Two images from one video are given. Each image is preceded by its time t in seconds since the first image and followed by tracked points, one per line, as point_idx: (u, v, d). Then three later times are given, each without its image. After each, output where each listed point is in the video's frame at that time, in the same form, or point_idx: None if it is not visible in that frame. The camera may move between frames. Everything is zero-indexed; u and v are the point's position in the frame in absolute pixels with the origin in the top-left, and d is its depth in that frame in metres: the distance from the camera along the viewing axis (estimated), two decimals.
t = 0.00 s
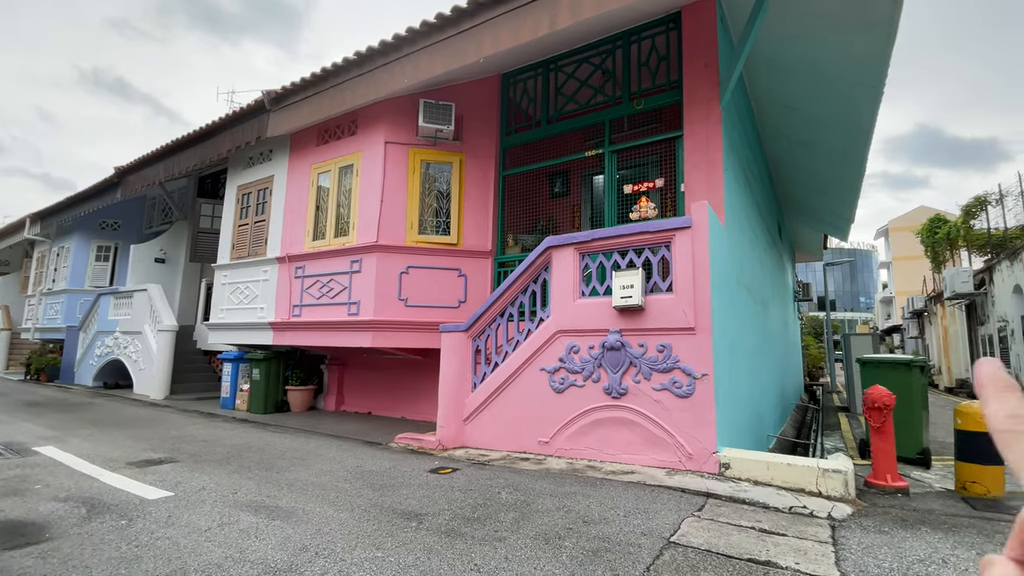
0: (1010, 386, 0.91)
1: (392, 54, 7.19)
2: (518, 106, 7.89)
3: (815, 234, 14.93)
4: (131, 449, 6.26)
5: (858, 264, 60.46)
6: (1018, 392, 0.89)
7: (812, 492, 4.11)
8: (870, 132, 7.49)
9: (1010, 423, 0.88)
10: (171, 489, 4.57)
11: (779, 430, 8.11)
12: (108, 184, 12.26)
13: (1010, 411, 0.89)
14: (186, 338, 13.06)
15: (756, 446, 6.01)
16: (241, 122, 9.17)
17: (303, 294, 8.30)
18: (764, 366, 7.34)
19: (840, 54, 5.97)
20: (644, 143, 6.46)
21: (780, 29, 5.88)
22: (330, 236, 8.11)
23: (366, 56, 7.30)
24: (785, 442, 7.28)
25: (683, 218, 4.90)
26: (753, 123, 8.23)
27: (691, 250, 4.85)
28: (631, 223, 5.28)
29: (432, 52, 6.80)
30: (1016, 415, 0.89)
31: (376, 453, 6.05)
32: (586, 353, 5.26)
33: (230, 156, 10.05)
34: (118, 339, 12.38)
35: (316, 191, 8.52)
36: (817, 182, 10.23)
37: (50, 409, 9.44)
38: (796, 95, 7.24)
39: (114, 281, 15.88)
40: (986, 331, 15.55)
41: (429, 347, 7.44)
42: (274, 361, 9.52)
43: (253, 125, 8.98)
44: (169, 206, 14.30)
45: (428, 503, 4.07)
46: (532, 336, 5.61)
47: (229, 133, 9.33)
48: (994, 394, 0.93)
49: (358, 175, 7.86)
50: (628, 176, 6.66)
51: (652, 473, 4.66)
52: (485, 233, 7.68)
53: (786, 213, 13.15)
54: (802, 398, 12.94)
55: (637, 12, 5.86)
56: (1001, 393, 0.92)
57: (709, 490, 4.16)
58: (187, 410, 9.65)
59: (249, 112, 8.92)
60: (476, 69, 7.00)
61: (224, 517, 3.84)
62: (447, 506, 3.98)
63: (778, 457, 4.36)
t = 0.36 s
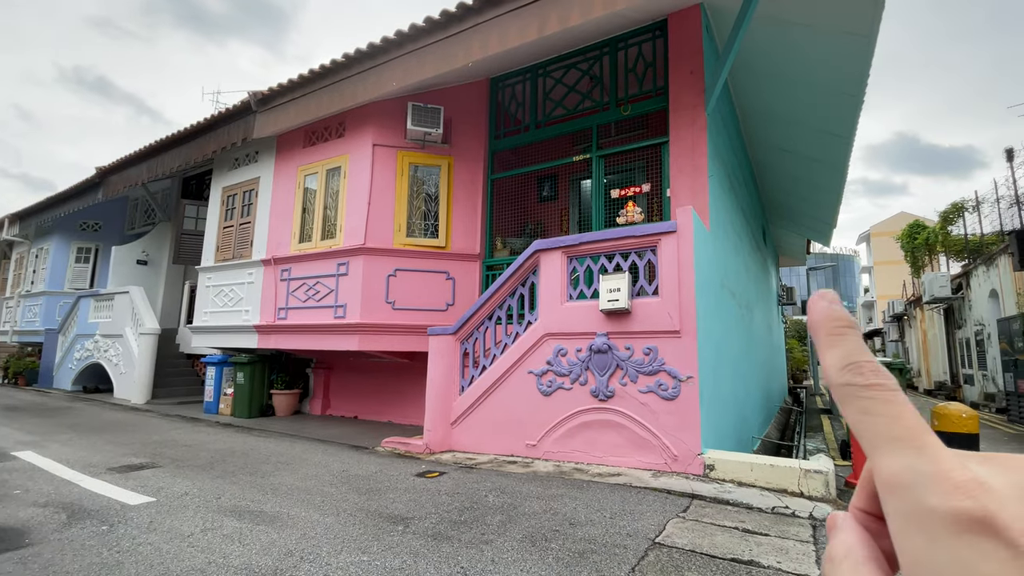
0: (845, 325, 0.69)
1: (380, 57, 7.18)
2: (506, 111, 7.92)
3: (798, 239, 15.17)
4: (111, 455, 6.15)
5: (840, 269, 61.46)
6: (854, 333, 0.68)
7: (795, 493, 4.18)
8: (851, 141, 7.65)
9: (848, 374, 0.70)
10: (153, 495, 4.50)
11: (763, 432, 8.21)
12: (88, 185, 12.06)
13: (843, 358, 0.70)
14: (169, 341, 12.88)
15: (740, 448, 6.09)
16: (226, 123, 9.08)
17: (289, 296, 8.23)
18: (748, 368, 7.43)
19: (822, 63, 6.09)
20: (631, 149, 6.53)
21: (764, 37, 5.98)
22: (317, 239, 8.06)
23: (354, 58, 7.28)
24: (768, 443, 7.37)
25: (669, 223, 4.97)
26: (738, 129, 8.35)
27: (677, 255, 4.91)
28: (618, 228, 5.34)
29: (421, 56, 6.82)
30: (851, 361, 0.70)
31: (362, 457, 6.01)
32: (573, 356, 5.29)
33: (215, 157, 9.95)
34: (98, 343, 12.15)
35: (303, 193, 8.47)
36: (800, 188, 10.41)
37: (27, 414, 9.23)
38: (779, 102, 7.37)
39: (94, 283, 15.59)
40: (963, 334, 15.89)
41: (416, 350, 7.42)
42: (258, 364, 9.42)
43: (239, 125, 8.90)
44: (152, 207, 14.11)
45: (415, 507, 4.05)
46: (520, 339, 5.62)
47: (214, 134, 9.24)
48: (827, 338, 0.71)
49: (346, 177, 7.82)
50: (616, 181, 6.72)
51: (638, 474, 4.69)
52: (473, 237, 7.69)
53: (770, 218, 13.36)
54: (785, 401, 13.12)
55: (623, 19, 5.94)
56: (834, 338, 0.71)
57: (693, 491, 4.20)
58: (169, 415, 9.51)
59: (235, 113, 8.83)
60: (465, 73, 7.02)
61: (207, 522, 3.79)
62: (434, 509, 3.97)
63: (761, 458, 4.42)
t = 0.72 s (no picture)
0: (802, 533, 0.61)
1: (371, 60, 7.16)
2: (498, 114, 7.94)
3: (785, 243, 15.34)
4: (95, 461, 6.06)
5: (827, 272, 62.17)
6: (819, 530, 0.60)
7: (783, 494, 4.22)
8: (838, 147, 7.75)
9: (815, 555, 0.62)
10: (137, 501, 4.43)
11: (752, 434, 8.27)
12: (73, 186, 11.88)
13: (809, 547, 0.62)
14: (155, 345, 12.71)
15: (730, 450, 6.12)
16: (215, 124, 9.01)
17: (278, 300, 8.17)
18: (737, 371, 7.49)
19: (809, 70, 6.18)
20: (622, 153, 6.57)
21: (752, 43, 6.05)
22: (306, 241, 8.01)
23: (344, 60, 7.25)
24: (757, 446, 7.43)
25: (659, 226, 5.00)
26: (727, 134, 8.43)
27: (667, 258, 4.94)
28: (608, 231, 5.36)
29: (411, 59, 6.82)
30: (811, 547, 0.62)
31: (352, 462, 5.97)
32: (564, 359, 5.30)
33: (203, 159, 9.86)
34: (82, 346, 11.96)
35: (293, 195, 8.41)
36: (789, 193, 10.52)
37: (8, 420, 9.05)
38: (766, 108, 7.45)
39: (78, 286, 15.36)
40: (947, 337, 16.14)
41: (407, 353, 7.39)
42: (247, 368, 9.33)
43: (227, 127, 8.84)
44: (139, 209, 13.96)
45: (405, 512, 4.03)
46: (511, 342, 5.62)
47: (203, 135, 9.17)
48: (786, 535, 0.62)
49: (336, 180, 7.79)
50: (607, 185, 6.76)
51: (629, 477, 4.71)
52: (465, 240, 7.69)
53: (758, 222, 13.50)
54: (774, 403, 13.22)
55: (613, 25, 5.98)
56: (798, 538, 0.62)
57: (683, 494, 4.22)
58: (155, 420, 9.38)
59: (224, 114, 8.77)
60: (456, 77, 7.03)
61: (193, 529, 3.74)
62: (424, 514, 3.95)
63: (750, 460, 4.46)
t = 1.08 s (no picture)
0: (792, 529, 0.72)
1: (364, 62, 7.15)
2: (490, 117, 7.96)
3: (776, 245, 15.46)
4: (82, 465, 5.98)
5: (818, 274, 62.63)
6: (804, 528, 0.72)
7: (773, 495, 4.25)
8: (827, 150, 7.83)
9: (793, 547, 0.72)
10: (125, 507, 4.38)
11: (743, 435, 8.32)
12: (61, 187, 11.76)
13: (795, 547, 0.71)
14: (144, 348, 12.59)
15: (721, 452, 6.15)
16: (206, 126, 8.96)
17: (269, 302, 8.13)
18: (729, 373, 7.53)
19: (798, 75, 6.24)
20: (613, 156, 6.60)
21: (742, 48, 6.10)
22: (298, 243, 7.97)
23: (337, 62, 7.24)
24: (749, 447, 7.48)
25: (650, 229, 5.02)
26: (718, 137, 8.48)
27: (658, 261, 4.97)
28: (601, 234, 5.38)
29: (404, 61, 6.82)
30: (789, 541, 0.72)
31: (343, 465, 5.94)
32: (556, 361, 5.31)
33: (194, 160, 9.80)
34: (70, 350, 11.82)
35: (284, 197, 8.37)
36: (779, 195, 10.62)
37: None
38: (756, 112, 7.52)
39: (66, 289, 15.19)
40: (935, 338, 16.31)
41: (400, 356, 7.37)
42: (237, 371, 9.26)
43: (218, 128, 8.79)
44: (128, 211, 13.85)
45: (397, 515, 4.02)
46: (504, 345, 5.62)
47: (193, 137, 9.11)
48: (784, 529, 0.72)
49: (328, 181, 7.76)
50: (599, 188, 6.81)
51: (621, 479, 4.72)
52: (457, 242, 7.69)
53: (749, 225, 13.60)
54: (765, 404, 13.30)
55: (605, 29, 6.02)
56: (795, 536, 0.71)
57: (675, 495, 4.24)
58: (143, 424, 9.28)
59: (215, 115, 8.72)
60: (448, 80, 7.04)
61: (183, 534, 3.71)
62: (416, 517, 3.94)
63: (740, 461, 4.48)
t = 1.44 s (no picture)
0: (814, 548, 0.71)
1: (358, 63, 7.14)
2: (485, 118, 7.96)
3: (769, 246, 15.54)
4: (73, 470, 5.92)
5: (810, 275, 63.03)
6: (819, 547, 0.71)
7: (768, 494, 4.28)
8: (819, 151, 7.88)
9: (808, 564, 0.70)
10: (118, 511, 4.34)
11: (738, 434, 8.37)
12: (51, 189, 11.65)
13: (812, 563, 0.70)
14: (136, 351, 12.49)
15: (716, 451, 6.18)
16: (198, 127, 8.90)
17: (263, 304, 8.09)
18: (723, 373, 7.56)
19: (790, 76, 6.28)
20: (608, 158, 6.63)
21: (735, 49, 6.13)
22: (292, 245, 7.94)
23: (330, 63, 7.22)
24: (743, 446, 7.52)
25: (644, 230, 5.04)
26: (711, 138, 8.52)
27: (653, 262, 4.99)
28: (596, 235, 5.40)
29: (398, 62, 6.81)
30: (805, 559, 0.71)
31: (338, 468, 5.91)
32: (552, 362, 5.31)
33: (186, 161, 9.74)
34: (60, 353, 11.70)
35: (278, 198, 8.34)
36: (771, 196, 10.68)
37: None
38: (748, 113, 7.56)
39: (56, 291, 15.05)
40: (926, 337, 16.44)
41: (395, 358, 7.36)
42: (231, 374, 9.21)
43: (211, 129, 8.74)
44: (119, 212, 13.73)
45: (393, 517, 4.00)
46: (499, 346, 5.62)
47: (186, 138, 9.06)
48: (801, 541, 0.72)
49: (322, 183, 7.73)
50: (593, 189, 6.83)
51: (617, 479, 4.73)
52: (452, 243, 7.69)
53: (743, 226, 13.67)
54: (759, 404, 13.38)
55: (599, 30, 6.03)
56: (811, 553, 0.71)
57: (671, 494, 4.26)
58: (136, 428, 9.20)
59: (208, 116, 8.67)
60: (442, 81, 7.03)
61: (176, 538, 3.68)
62: (411, 519, 3.92)
63: (735, 461, 4.50)
